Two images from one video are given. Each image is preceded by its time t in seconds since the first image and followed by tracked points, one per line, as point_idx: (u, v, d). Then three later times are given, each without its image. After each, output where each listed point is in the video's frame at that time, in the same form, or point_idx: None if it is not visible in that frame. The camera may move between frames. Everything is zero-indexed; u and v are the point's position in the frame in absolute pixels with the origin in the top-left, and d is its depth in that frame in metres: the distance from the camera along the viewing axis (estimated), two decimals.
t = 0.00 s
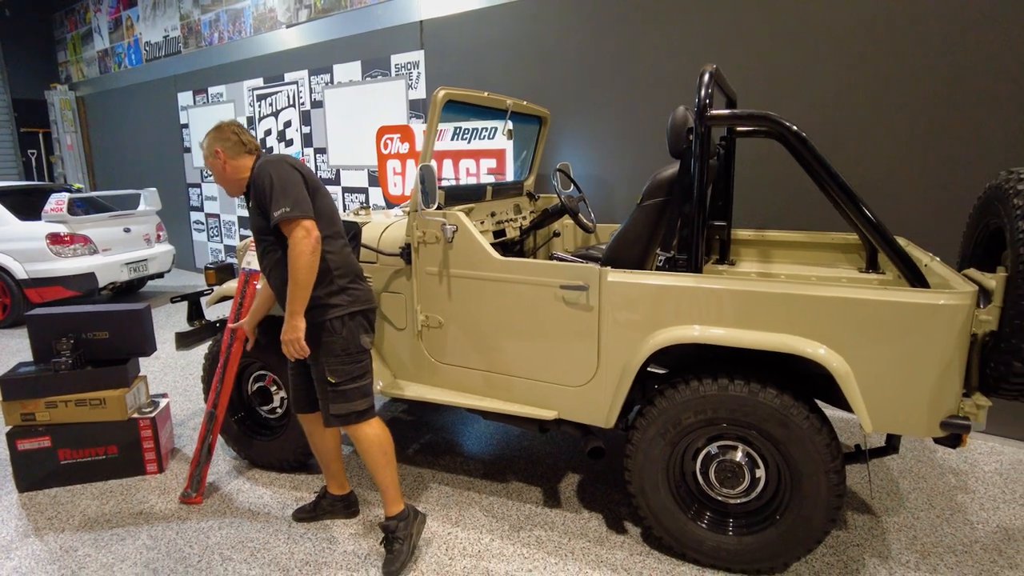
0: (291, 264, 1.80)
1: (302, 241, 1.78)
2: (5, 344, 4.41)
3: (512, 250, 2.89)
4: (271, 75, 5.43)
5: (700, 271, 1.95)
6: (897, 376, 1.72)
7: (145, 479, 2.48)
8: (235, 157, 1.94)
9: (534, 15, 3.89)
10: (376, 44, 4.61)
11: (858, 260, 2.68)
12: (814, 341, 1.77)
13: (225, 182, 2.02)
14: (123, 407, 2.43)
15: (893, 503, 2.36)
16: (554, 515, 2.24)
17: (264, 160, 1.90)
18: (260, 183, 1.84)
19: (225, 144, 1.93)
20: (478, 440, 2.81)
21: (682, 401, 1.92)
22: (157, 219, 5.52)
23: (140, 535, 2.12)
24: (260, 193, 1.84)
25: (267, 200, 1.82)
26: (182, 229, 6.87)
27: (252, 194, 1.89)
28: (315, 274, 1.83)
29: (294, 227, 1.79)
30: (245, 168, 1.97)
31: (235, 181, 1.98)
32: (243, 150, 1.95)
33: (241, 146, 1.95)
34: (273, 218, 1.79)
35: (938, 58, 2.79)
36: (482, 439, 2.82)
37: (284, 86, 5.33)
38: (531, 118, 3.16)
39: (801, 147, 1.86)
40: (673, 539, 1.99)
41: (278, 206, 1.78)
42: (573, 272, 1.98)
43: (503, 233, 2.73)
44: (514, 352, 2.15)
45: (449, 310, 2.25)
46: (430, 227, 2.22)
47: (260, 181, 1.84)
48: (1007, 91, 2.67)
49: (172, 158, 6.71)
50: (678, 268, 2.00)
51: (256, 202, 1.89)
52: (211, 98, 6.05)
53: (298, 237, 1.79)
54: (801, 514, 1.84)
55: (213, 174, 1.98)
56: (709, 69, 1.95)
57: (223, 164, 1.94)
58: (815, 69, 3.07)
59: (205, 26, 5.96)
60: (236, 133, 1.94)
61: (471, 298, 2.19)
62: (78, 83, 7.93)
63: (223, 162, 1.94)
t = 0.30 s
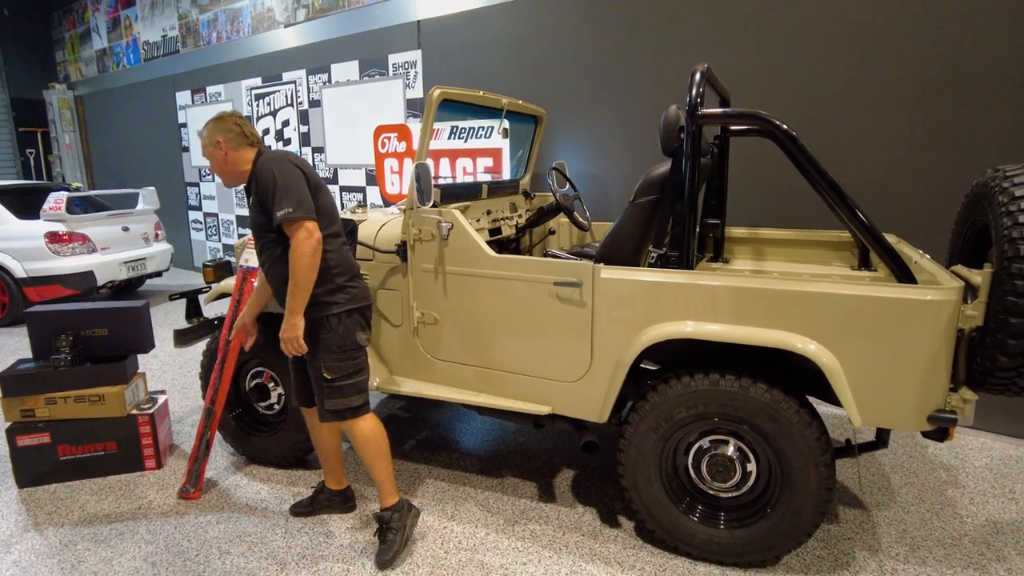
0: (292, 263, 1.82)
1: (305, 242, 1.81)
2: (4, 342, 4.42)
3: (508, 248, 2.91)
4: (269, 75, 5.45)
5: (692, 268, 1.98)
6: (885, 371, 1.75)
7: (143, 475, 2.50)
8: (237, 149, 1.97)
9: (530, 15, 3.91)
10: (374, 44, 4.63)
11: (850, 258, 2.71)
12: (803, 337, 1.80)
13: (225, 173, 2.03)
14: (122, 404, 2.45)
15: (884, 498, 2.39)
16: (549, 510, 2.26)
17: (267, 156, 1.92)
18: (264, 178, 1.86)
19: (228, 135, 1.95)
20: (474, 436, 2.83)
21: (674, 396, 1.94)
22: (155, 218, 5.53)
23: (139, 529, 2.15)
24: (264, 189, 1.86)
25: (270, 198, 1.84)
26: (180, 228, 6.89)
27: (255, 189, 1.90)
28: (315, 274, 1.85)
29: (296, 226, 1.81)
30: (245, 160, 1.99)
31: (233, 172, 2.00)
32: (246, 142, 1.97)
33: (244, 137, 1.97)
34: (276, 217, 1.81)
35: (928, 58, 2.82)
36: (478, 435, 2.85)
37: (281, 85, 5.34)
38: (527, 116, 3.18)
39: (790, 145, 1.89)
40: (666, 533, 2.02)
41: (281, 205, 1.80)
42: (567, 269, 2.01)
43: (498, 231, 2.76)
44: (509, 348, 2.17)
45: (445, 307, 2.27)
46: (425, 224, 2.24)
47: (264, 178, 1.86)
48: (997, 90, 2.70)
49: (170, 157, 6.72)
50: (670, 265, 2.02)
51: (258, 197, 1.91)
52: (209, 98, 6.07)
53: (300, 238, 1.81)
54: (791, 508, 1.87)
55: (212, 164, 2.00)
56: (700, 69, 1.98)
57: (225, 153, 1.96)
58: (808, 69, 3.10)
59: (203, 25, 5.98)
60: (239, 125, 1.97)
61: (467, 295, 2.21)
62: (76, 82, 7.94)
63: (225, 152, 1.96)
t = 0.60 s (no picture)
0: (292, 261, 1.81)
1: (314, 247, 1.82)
2: (4, 340, 4.43)
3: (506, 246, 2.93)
4: (268, 73, 5.46)
5: (689, 266, 1.99)
6: (880, 367, 1.76)
7: (143, 472, 2.52)
8: (252, 139, 1.96)
9: (528, 14, 3.93)
10: (373, 42, 4.63)
11: (847, 256, 2.72)
12: (799, 334, 1.82)
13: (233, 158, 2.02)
14: (122, 400, 2.46)
15: (879, 494, 2.41)
16: (547, 506, 2.27)
17: (287, 154, 1.92)
18: (287, 177, 1.86)
19: (244, 124, 1.94)
20: (473, 434, 2.84)
21: (671, 392, 1.96)
22: (155, 216, 5.54)
23: (139, 525, 2.16)
24: (284, 188, 1.86)
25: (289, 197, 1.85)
26: (179, 226, 6.89)
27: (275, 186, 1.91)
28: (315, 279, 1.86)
29: (309, 233, 1.81)
30: (256, 150, 1.99)
31: (243, 159, 2.00)
32: (260, 132, 1.97)
33: (258, 126, 1.97)
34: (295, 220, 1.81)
35: (925, 57, 2.83)
36: (477, 433, 2.86)
37: (281, 84, 5.35)
38: (526, 115, 3.19)
39: (786, 143, 1.90)
40: (663, 528, 2.03)
41: (303, 209, 1.81)
42: (564, 267, 2.02)
43: (497, 229, 2.77)
44: (507, 345, 2.18)
45: (443, 305, 2.28)
46: (424, 222, 2.26)
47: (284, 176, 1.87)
48: (994, 89, 2.71)
49: (169, 156, 6.73)
50: (667, 262, 2.04)
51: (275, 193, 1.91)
52: (208, 96, 6.08)
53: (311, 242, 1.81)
54: (786, 503, 1.88)
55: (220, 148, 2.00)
56: (697, 67, 1.99)
57: (238, 141, 1.96)
58: (805, 68, 3.11)
59: (202, 24, 5.98)
60: (254, 113, 1.96)
61: (465, 293, 2.23)
62: (75, 80, 7.94)
63: (235, 138, 1.95)
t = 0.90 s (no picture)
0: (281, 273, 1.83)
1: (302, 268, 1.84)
2: (4, 339, 4.44)
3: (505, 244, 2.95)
4: (267, 72, 5.46)
5: (687, 264, 2.00)
6: (877, 365, 1.77)
7: (143, 470, 2.53)
8: (253, 142, 1.97)
9: (528, 13, 3.93)
10: (373, 41, 4.63)
11: (845, 255, 2.73)
12: (797, 332, 1.82)
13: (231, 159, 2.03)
14: (122, 399, 2.47)
15: (877, 492, 2.41)
16: (545, 504, 2.28)
17: (288, 162, 1.94)
18: (290, 188, 1.88)
19: (245, 127, 1.94)
20: (473, 432, 2.85)
21: (669, 391, 1.96)
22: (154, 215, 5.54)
23: (139, 523, 2.16)
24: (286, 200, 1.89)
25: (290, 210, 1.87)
26: (178, 225, 6.90)
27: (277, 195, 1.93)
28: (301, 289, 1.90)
29: (307, 252, 1.85)
30: (257, 152, 2.00)
31: (242, 161, 2.01)
32: (260, 134, 1.98)
33: (258, 128, 1.98)
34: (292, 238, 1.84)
35: (924, 56, 2.83)
36: (476, 431, 2.87)
37: (280, 82, 5.35)
38: (525, 114, 3.20)
39: (784, 142, 1.91)
40: (661, 526, 2.04)
41: (304, 227, 1.85)
42: (563, 265, 2.03)
43: (497, 228, 2.79)
44: (505, 344, 2.19)
45: (442, 304, 2.29)
46: (423, 221, 2.26)
47: (286, 187, 1.89)
48: (993, 89, 2.71)
49: (169, 155, 6.73)
50: (666, 261, 2.04)
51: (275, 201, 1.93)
52: (207, 95, 6.08)
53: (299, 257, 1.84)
54: (784, 501, 1.89)
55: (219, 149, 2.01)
56: (695, 67, 1.99)
57: (238, 143, 1.97)
58: (804, 68, 3.12)
59: (202, 22, 5.97)
60: (254, 116, 1.96)
61: (463, 291, 2.23)
62: (75, 79, 7.93)
63: (235, 140, 1.96)
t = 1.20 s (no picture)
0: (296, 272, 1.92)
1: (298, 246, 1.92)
2: (4, 338, 4.43)
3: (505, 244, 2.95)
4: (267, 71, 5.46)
5: (686, 263, 2.00)
6: (877, 364, 1.78)
7: (143, 469, 2.53)
8: (204, 149, 1.99)
9: (529, 12, 3.93)
10: (373, 40, 4.63)
11: (845, 254, 2.74)
12: (797, 331, 1.83)
13: (183, 170, 2.04)
14: (122, 398, 2.47)
15: (877, 491, 2.42)
16: (545, 502, 2.29)
17: (243, 160, 1.98)
18: (253, 184, 1.92)
19: (194, 135, 1.96)
20: (473, 430, 2.86)
21: (669, 389, 1.97)
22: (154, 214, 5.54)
23: (140, 522, 2.17)
24: (252, 194, 1.93)
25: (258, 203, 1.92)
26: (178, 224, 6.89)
27: (240, 192, 1.96)
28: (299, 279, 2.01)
29: (290, 233, 1.91)
30: (211, 158, 2.02)
31: (196, 170, 2.03)
32: (210, 140, 2.00)
33: (206, 134, 1.99)
34: (268, 227, 1.89)
35: (925, 56, 2.83)
36: (476, 430, 2.88)
37: (280, 81, 5.35)
38: (525, 113, 3.20)
39: (784, 142, 1.91)
40: (661, 525, 2.04)
41: (277, 213, 1.90)
42: (563, 264, 2.03)
43: (497, 227, 2.79)
44: (505, 343, 2.19)
45: (442, 302, 2.29)
46: (423, 220, 2.26)
47: (248, 183, 1.93)
48: (992, 89, 2.72)
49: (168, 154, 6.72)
50: (665, 260, 2.04)
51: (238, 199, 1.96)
52: (207, 94, 6.08)
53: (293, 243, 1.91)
54: (784, 499, 1.89)
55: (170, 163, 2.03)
56: (695, 66, 1.99)
57: (189, 153, 1.98)
58: (804, 67, 3.12)
59: (202, 21, 5.97)
60: (200, 123, 1.98)
61: (463, 290, 2.24)
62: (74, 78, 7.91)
63: (186, 150, 1.97)
